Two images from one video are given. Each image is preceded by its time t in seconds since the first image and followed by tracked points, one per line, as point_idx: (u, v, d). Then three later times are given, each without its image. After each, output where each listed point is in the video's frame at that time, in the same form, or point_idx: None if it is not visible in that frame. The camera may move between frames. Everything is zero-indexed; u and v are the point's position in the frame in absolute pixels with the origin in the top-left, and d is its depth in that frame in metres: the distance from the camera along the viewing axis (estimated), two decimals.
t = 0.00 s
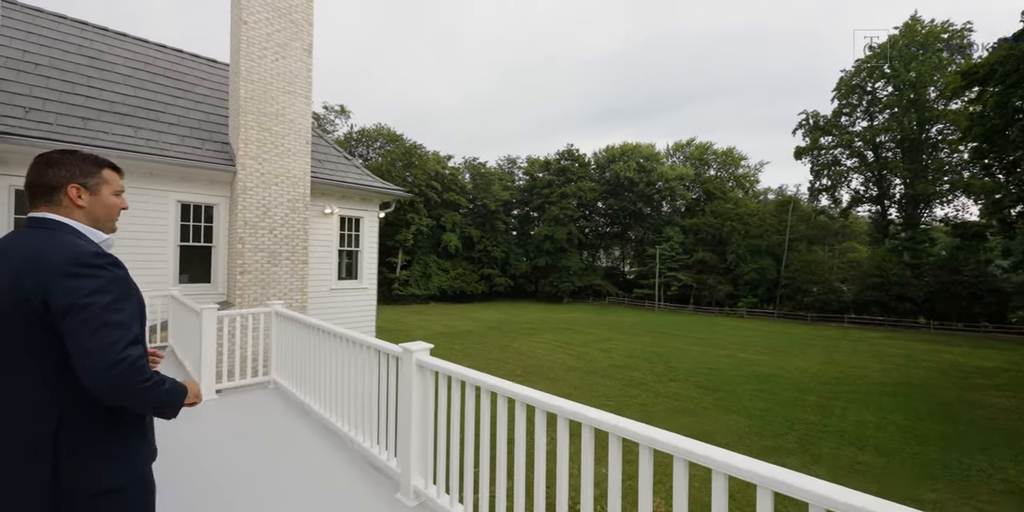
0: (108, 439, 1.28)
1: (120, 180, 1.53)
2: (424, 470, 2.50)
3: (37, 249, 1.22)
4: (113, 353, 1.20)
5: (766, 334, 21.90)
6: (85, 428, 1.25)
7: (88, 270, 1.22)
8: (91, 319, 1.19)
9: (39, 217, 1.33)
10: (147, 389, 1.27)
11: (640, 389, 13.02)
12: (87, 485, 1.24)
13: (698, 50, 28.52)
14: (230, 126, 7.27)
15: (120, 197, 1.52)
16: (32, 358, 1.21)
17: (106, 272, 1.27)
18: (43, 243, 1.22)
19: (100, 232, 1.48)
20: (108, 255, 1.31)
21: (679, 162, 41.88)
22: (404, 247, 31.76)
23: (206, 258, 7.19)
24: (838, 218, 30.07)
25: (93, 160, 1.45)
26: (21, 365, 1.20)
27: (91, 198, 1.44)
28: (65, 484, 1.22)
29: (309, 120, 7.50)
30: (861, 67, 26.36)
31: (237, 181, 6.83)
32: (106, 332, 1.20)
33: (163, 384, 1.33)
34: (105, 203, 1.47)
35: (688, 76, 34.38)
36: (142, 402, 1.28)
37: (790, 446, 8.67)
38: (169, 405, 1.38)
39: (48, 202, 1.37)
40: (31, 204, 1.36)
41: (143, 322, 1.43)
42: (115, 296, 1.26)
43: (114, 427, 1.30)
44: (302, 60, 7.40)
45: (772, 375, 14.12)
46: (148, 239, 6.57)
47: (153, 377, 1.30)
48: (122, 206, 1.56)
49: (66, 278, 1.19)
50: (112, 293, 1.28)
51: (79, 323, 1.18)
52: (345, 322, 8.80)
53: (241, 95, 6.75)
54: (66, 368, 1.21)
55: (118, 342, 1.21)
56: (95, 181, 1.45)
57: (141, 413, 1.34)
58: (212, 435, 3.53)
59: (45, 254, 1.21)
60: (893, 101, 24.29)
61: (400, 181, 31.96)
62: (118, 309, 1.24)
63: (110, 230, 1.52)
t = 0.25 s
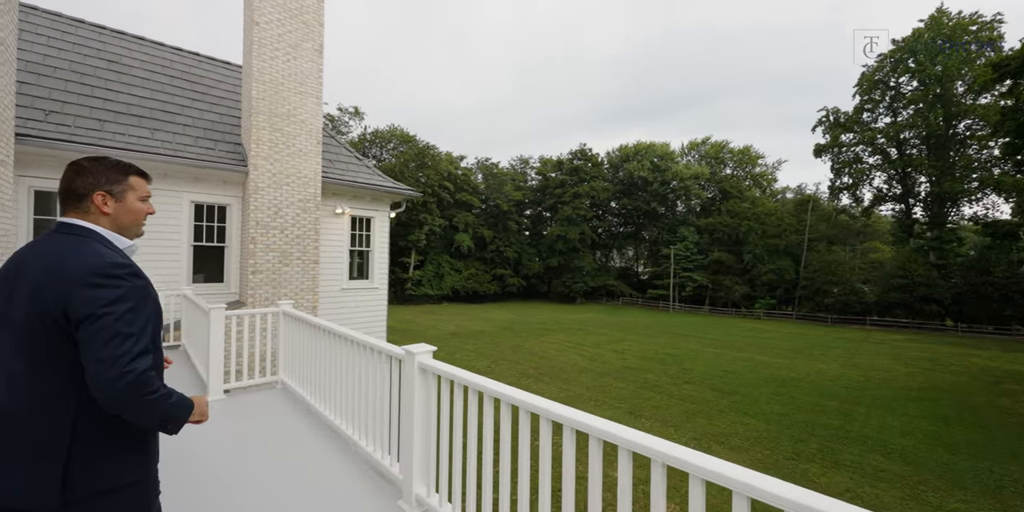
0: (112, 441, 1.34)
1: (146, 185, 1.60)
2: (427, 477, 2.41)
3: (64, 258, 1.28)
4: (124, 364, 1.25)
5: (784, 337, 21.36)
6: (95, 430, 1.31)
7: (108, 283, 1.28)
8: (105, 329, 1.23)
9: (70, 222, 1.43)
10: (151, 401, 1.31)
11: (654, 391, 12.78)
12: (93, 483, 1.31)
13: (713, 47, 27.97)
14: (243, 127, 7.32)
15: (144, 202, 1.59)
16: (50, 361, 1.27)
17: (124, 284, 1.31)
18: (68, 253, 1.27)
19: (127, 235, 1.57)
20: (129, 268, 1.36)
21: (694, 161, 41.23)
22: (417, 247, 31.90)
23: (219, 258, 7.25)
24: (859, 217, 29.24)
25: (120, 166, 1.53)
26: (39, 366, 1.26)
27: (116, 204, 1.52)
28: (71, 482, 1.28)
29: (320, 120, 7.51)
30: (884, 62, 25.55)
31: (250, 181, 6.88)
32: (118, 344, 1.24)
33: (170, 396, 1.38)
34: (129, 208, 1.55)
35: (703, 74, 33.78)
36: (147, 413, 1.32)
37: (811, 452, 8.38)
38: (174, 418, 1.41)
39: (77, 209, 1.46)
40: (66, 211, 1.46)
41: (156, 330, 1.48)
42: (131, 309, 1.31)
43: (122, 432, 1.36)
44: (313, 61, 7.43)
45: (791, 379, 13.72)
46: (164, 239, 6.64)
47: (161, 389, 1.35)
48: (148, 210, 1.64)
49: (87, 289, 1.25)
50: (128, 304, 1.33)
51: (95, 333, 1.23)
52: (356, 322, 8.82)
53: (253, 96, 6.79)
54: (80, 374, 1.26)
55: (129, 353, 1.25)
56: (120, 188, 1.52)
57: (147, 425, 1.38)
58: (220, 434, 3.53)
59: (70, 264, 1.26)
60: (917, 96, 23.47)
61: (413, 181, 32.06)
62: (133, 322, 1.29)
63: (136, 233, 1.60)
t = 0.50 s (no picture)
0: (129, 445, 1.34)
1: (183, 190, 1.62)
2: (429, 486, 2.32)
3: (92, 262, 1.29)
4: (136, 372, 1.22)
5: (803, 339, 20.82)
6: (115, 432, 1.32)
7: (130, 290, 1.27)
8: (120, 335, 1.23)
9: (109, 226, 1.45)
10: (161, 411, 1.26)
11: (669, 394, 12.52)
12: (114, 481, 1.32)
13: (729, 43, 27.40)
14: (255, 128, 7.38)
15: (180, 206, 1.60)
16: (84, 362, 1.31)
17: (144, 291, 1.29)
18: (102, 258, 1.29)
19: (163, 238, 1.59)
20: (154, 274, 1.34)
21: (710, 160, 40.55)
22: (430, 247, 32.02)
23: (232, 258, 7.31)
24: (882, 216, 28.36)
25: (158, 171, 1.55)
26: (75, 365, 1.31)
27: (153, 208, 1.53)
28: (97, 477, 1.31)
29: (331, 121, 7.53)
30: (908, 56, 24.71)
31: (261, 182, 6.91)
32: (132, 350, 1.23)
33: (182, 411, 1.32)
34: (167, 213, 1.57)
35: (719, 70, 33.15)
36: (155, 425, 1.26)
37: (833, 459, 8.07)
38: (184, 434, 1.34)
39: (119, 212, 1.49)
40: (110, 213, 1.50)
41: (184, 336, 1.46)
42: (151, 316, 1.29)
43: (141, 437, 1.35)
44: (324, 61, 7.44)
45: (812, 383, 13.32)
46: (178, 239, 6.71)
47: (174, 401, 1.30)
48: (184, 214, 1.65)
49: (112, 296, 1.26)
50: (149, 310, 1.30)
51: (114, 339, 1.23)
52: (367, 322, 8.82)
53: (265, 97, 6.82)
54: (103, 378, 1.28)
55: (140, 361, 1.23)
56: (156, 194, 1.53)
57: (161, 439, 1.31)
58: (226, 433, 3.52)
59: (100, 270, 1.28)
60: (944, 90, 22.61)
61: (426, 182, 32.16)
62: (147, 331, 1.26)
63: (171, 237, 1.61)
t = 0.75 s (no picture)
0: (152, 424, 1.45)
1: (212, 191, 1.71)
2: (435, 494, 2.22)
3: (124, 257, 1.38)
4: (159, 362, 1.29)
5: (827, 342, 20.17)
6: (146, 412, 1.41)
7: (153, 283, 1.34)
8: (145, 327, 1.30)
9: (144, 223, 1.55)
10: (184, 399, 1.33)
11: (687, 397, 12.23)
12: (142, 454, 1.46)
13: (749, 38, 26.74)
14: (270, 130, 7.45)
15: (208, 205, 1.69)
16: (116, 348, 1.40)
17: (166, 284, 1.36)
18: (128, 252, 1.37)
19: (191, 233, 1.67)
20: (176, 269, 1.41)
21: (728, 158, 39.72)
22: (444, 247, 32.14)
23: (248, 258, 7.39)
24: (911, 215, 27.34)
25: (189, 172, 1.64)
26: (110, 350, 1.42)
27: (183, 205, 1.63)
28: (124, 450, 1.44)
29: (344, 121, 7.56)
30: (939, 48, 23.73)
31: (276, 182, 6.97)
32: (153, 341, 1.29)
33: (207, 402, 1.39)
34: (196, 210, 1.66)
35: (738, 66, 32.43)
36: (180, 413, 1.34)
37: (860, 467, 7.74)
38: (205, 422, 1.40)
39: (151, 209, 1.58)
40: (144, 211, 1.60)
41: (206, 324, 1.55)
42: (173, 309, 1.36)
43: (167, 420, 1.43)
44: (337, 62, 7.47)
45: (836, 387, 12.87)
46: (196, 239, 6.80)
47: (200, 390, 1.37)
48: (211, 214, 1.75)
49: (137, 289, 1.33)
50: (172, 303, 1.37)
51: (138, 329, 1.30)
52: (380, 322, 8.83)
53: (279, 99, 6.88)
54: (129, 364, 1.37)
55: (162, 353, 1.29)
56: (187, 192, 1.63)
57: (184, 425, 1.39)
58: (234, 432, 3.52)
59: (128, 264, 1.35)
60: (978, 83, 21.65)
61: (440, 182, 32.28)
62: (170, 324, 1.33)
63: (199, 233, 1.69)
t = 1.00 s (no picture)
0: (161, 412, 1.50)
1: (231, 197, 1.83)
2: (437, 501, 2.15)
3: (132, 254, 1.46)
4: (156, 349, 1.33)
5: (850, 344, 19.55)
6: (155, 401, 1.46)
7: (155, 276, 1.40)
8: (146, 316, 1.35)
9: (166, 221, 1.66)
10: (184, 386, 1.35)
11: (704, 400, 11.95)
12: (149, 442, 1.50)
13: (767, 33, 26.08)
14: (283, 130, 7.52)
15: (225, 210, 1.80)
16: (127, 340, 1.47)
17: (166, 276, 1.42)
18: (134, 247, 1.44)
19: (208, 235, 1.78)
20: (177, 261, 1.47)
21: (747, 156, 38.84)
22: (458, 248, 32.19)
23: (262, 258, 7.45)
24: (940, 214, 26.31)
25: (214, 178, 1.76)
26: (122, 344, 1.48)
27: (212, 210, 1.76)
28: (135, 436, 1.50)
29: (356, 122, 7.58)
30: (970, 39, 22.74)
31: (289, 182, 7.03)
32: (153, 330, 1.33)
33: (210, 391, 1.38)
34: (215, 213, 1.77)
35: (756, 62, 31.71)
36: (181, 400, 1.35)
37: (886, 476, 7.42)
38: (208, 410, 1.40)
39: (182, 210, 1.68)
40: (167, 212, 1.70)
41: (209, 315, 1.59)
42: (175, 298, 1.41)
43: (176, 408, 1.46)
44: (349, 62, 7.49)
45: (861, 391, 12.42)
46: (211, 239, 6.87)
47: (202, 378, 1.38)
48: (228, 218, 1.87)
49: (143, 280, 1.39)
50: (173, 294, 1.42)
51: (141, 319, 1.35)
52: (393, 322, 8.83)
53: (292, 100, 6.93)
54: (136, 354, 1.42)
55: (162, 343, 1.33)
56: (217, 198, 1.77)
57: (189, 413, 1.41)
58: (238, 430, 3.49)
59: (135, 260, 1.43)
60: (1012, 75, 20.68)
61: (454, 183, 32.35)
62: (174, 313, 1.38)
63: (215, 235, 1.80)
